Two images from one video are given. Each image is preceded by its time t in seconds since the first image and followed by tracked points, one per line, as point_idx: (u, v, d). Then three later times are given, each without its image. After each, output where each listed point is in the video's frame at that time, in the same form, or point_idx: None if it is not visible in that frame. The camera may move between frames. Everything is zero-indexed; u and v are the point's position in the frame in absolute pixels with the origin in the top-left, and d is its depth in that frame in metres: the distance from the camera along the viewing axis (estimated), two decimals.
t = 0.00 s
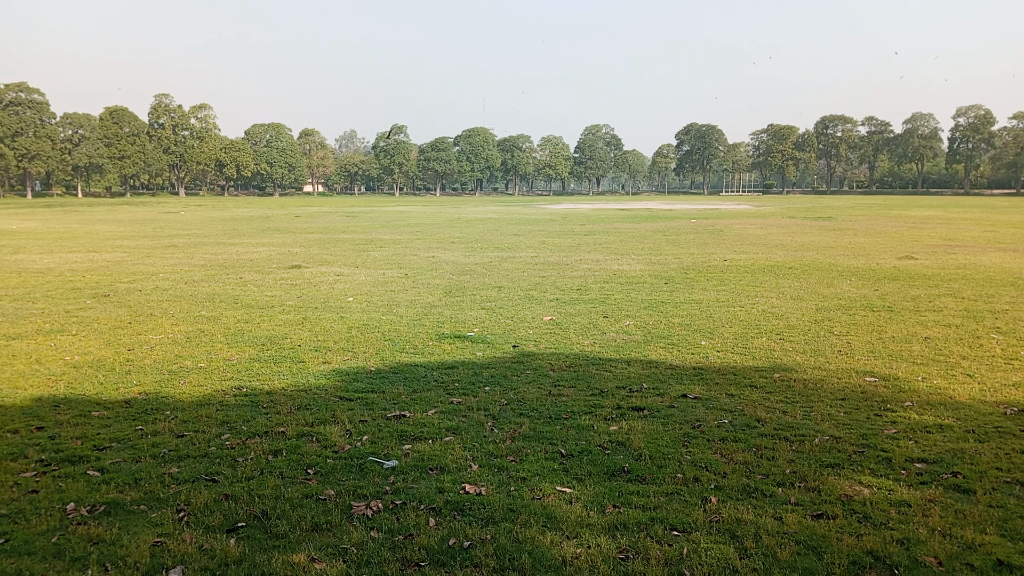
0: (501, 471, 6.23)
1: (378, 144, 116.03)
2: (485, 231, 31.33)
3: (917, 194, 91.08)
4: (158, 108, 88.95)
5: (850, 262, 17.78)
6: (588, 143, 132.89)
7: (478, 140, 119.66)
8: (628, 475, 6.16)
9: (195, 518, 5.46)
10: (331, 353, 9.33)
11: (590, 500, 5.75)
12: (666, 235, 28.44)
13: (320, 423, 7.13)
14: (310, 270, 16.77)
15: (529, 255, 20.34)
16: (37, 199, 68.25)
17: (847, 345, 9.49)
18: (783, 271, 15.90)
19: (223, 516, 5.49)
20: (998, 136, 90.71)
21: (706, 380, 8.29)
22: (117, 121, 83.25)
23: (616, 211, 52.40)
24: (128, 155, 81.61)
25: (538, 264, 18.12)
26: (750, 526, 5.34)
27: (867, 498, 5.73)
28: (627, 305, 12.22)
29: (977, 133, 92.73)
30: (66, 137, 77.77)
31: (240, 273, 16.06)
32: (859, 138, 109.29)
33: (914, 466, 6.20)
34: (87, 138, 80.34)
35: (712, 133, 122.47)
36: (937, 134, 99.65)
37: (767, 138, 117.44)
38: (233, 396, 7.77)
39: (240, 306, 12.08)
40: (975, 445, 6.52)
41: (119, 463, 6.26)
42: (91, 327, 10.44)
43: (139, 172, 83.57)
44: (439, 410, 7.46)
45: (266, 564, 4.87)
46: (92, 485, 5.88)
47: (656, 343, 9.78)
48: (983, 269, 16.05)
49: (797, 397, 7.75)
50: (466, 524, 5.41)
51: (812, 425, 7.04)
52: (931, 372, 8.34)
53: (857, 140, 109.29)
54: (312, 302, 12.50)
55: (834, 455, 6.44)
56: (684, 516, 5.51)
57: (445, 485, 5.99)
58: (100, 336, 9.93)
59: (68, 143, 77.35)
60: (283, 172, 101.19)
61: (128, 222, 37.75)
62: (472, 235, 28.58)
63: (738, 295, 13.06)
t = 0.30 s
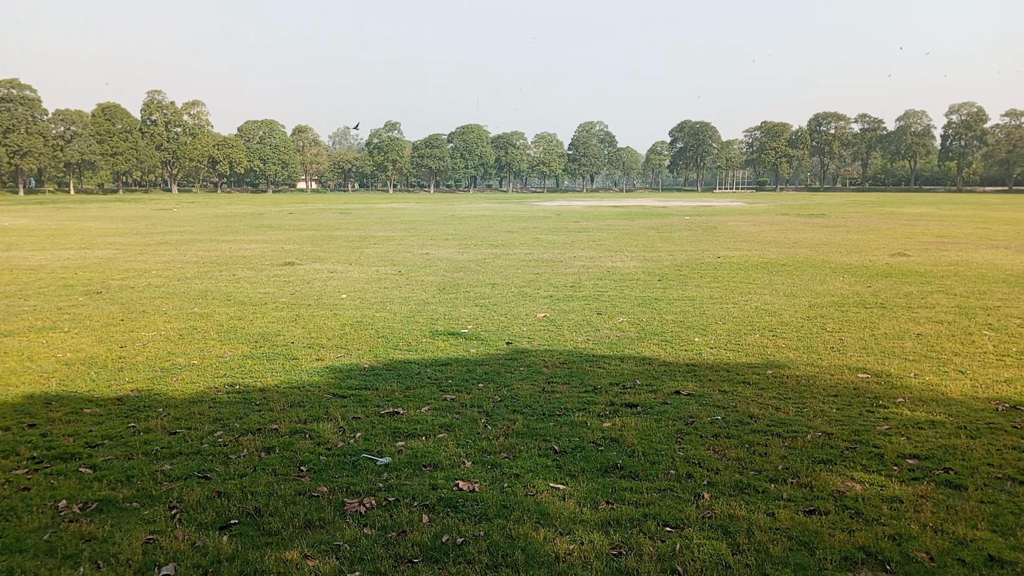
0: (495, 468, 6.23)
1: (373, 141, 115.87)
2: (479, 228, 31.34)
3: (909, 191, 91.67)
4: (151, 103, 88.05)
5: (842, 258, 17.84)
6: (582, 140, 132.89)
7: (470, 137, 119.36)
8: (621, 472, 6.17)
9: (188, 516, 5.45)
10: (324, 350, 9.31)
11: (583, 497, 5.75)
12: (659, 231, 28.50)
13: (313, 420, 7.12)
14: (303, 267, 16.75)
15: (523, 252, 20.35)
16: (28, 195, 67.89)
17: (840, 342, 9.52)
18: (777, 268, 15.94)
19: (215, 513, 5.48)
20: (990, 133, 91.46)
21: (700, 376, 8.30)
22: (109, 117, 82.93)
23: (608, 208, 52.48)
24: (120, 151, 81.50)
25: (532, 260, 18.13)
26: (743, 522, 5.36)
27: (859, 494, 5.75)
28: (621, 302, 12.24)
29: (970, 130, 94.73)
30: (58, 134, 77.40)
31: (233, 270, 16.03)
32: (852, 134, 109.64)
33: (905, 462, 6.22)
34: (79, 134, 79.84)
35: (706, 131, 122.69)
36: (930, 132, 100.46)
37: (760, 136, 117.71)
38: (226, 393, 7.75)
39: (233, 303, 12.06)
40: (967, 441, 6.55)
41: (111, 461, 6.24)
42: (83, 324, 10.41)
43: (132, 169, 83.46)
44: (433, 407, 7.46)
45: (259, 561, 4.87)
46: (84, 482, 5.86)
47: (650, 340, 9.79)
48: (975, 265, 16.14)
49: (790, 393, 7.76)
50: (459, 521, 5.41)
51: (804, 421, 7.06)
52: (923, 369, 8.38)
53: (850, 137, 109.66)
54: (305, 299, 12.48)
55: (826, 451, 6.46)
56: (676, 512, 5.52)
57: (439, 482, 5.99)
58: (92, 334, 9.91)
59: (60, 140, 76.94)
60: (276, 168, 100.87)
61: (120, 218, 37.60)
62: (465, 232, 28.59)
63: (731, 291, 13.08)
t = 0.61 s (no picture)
0: (484, 465, 6.24)
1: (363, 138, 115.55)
2: (469, 225, 31.28)
3: (899, 189, 92.20)
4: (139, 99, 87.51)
5: (831, 256, 17.91)
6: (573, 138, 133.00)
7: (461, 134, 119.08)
8: (610, 469, 6.19)
9: (176, 514, 5.43)
10: (313, 348, 9.29)
11: (572, 494, 5.76)
12: (649, 229, 28.57)
13: (302, 418, 7.11)
14: (293, 264, 16.69)
15: (513, 250, 20.32)
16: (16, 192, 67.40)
17: (828, 340, 9.56)
18: (766, 266, 15.99)
19: (204, 511, 5.47)
20: (978, 132, 92.18)
21: (689, 374, 8.32)
22: (98, 113, 82.32)
23: (597, 206, 52.51)
24: (108, 148, 80.93)
25: (522, 258, 18.12)
26: (731, 519, 5.37)
27: (847, 491, 5.78)
28: (611, 300, 12.24)
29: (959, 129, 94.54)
30: (46, 130, 76.78)
31: (222, 267, 15.96)
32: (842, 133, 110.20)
33: (893, 460, 6.26)
34: (68, 130, 79.17)
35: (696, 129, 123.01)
36: (918, 131, 101.09)
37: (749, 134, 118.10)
38: (215, 391, 7.72)
39: (222, 300, 12.02)
40: (954, 438, 6.59)
41: (99, 459, 6.21)
42: (71, 322, 10.35)
43: (120, 165, 82.89)
44: (423, 405, 7.46)
45: (247, 559, 4.85)
46: (71, 480, 5.83)
47: (639, 338, 9.80)
48: (962, 263, 16.25)
49: (778, 391, 7.80)
50: (449, 519, 5.41)
51: (792, 419, 7.09)
52: (910, 366, 8.42)
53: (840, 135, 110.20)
54: (295, 296, 12.44)
55: (814, 448, 6.49)
56: (665, 509, 5.53)
57: (428, 480, 5.98)
58: (79, 331, 9.85)
59: (48, 136, 76.32)
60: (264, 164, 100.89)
61: (108, 215, 37.33)
62: (455, 229, 28.57)
63: (720, 290, 13.10)
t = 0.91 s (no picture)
0: (471, 466, 6.23)
1: (350, 139, 115.24)
2: (456, 226, 31.25)
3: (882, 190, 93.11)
4: (122, 99, 86.94)
5: (816, 257, 18.03)
6: (560, 138, 133.30)
7: (448, 134, 118.96)
8: (597, 469, 6.19)
9: (160, 515, 5.39)
10: (299, 349, 9.25)
11: (558, 495, 5.76)
12: (636, 230, 28.66)
13: (287, 419, 7.08)
14: (278, 265, 16.62)
15: (500, 250, 20.30)
16: None
17: (813, 339, 9.62)
18: (752, 267, 16.05)
19: (188, 512, 5.43)
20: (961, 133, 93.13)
21: (675, 374, 8.35)
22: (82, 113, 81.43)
23: (584, 206, 52.65)
24: (92, 148, 80.08)
25: (508, 259, 18.12)
26: (717, 518, 5.39)
27: (831, 490, 5.81)
28: (597, 300, 12.27)
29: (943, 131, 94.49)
30: (30, 129, 75.88)
31: (207, 268, 15.85)
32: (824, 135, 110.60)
33: (877, 459, 6.31)
34: (52, 130, 78.23)
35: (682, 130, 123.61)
36: (903, 132, 101.95)
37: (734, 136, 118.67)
38: (199, 392, 7.68)
39: (207, 301, 11.95)
40: (937, 437, 6.64)
41: (82, 460, 6.16)
42: (54, 322, 10.26)
43: (104, 165, 82.14)
44: (409, 405, 7.44)
45: (232, 560, 4.83)
46: (54, 482, 5.78)
47: (626, 338, 9.82)
48: (945, 264, 16.40)
49: (763, 390, 7.84)
50: (435, 519, 5.40)
51: (777, 418, 7.13)
52: (894, 366, 8.48)
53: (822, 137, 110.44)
54: (281, 297, 12.39)
55: (799, 448, 6.52)
56: (651, 509, 5.55)
57: (415, 481, 5.97)
58: (63, 332, 9.77)
59: (32, 135, 75.42)
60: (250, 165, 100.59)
61: (91, 216, 36.99)
62: (442, 230, 28.53)
63: (706, 290, 13.15)
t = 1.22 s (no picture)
0: (457, 466, 6.23)
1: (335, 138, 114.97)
2: (442, 226, 31.25)
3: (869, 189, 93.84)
4: (105, 100, 86.53)
5: (800, 257, 18.15)
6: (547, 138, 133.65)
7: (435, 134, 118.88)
8: (583, 469, 6.20)
9: (143, 519, 5.35)
10: (284, 350, 9.22)
11: (544, 495, 5.77)
12: (622, 230, 28.75)
13: (272, 421, 7.05)
14: (263, 266, 16.53)
15: (486, 250, 20.30)
16: None
17: (797, 338, 9.67)
18: (736, 266, 16.13)
19: (172, 516, 5.40)
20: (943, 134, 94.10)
21: (660, 374, 8.37)
22: (64, 113, 80.64)
23: (571, 206, 52.73)
24: (75, 148, 79.21)
25: (494, 259, 18.13)
26: (702, 517, 5.41)
27: (816, 488, 5.84)
28: (583, 300, 12.30)
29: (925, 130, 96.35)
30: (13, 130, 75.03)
31: (191, 269, 15.77)
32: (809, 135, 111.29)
33: (860, 457, 6.35)
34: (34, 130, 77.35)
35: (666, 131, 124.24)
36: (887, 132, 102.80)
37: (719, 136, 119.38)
38: (183, 394, 7.63)
39: (190, 302, 11.88)
40: (920, 435, 6.69)
41: (64, 463, 6.10)
42: (36, 325, 10.17)
43: (88, 165, 81.34)
44: (395, 406, 7.43)
45: (215, 563, 4.80)
46: (36, 485, 5.73)
47: (611, 338, 9.84)
48: (927, 263, 16.56)
49: (748, 389, 7.87)
50: (421, 520, 5.39)
51: (762, 417, 7.17)
52: (877, 365, 8.54)
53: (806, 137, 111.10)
54: (265, 298, 12.34)
55: (783, 446, 6.56)
56: (637, 508, 5.57)
57: (400, 482, 5.96)
58: (45, 334, 9.68)
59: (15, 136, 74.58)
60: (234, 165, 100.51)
61: (71, 216, 36.67)
62: (428, 230, 28.51)
63: (691, 290, 13.20)
